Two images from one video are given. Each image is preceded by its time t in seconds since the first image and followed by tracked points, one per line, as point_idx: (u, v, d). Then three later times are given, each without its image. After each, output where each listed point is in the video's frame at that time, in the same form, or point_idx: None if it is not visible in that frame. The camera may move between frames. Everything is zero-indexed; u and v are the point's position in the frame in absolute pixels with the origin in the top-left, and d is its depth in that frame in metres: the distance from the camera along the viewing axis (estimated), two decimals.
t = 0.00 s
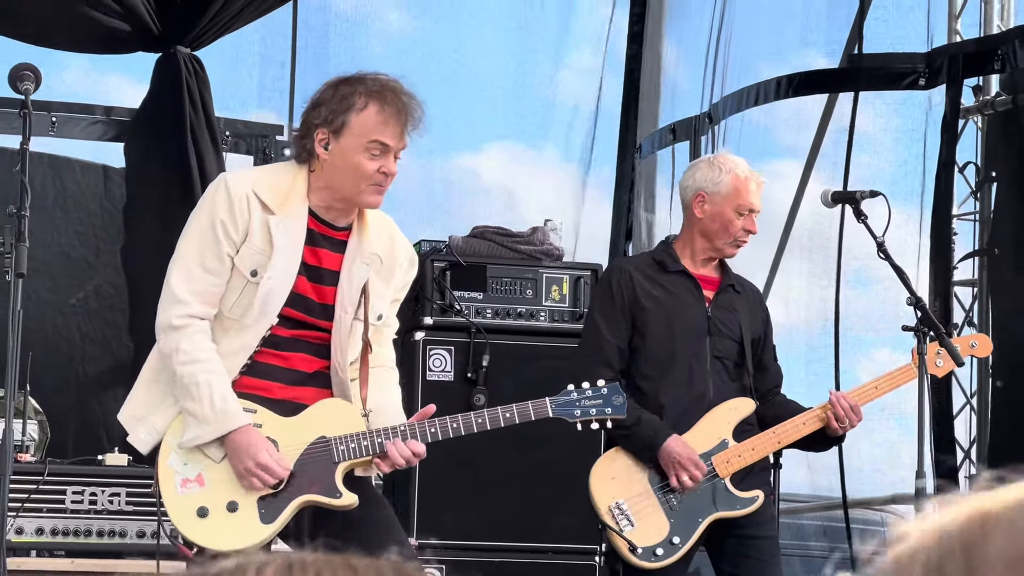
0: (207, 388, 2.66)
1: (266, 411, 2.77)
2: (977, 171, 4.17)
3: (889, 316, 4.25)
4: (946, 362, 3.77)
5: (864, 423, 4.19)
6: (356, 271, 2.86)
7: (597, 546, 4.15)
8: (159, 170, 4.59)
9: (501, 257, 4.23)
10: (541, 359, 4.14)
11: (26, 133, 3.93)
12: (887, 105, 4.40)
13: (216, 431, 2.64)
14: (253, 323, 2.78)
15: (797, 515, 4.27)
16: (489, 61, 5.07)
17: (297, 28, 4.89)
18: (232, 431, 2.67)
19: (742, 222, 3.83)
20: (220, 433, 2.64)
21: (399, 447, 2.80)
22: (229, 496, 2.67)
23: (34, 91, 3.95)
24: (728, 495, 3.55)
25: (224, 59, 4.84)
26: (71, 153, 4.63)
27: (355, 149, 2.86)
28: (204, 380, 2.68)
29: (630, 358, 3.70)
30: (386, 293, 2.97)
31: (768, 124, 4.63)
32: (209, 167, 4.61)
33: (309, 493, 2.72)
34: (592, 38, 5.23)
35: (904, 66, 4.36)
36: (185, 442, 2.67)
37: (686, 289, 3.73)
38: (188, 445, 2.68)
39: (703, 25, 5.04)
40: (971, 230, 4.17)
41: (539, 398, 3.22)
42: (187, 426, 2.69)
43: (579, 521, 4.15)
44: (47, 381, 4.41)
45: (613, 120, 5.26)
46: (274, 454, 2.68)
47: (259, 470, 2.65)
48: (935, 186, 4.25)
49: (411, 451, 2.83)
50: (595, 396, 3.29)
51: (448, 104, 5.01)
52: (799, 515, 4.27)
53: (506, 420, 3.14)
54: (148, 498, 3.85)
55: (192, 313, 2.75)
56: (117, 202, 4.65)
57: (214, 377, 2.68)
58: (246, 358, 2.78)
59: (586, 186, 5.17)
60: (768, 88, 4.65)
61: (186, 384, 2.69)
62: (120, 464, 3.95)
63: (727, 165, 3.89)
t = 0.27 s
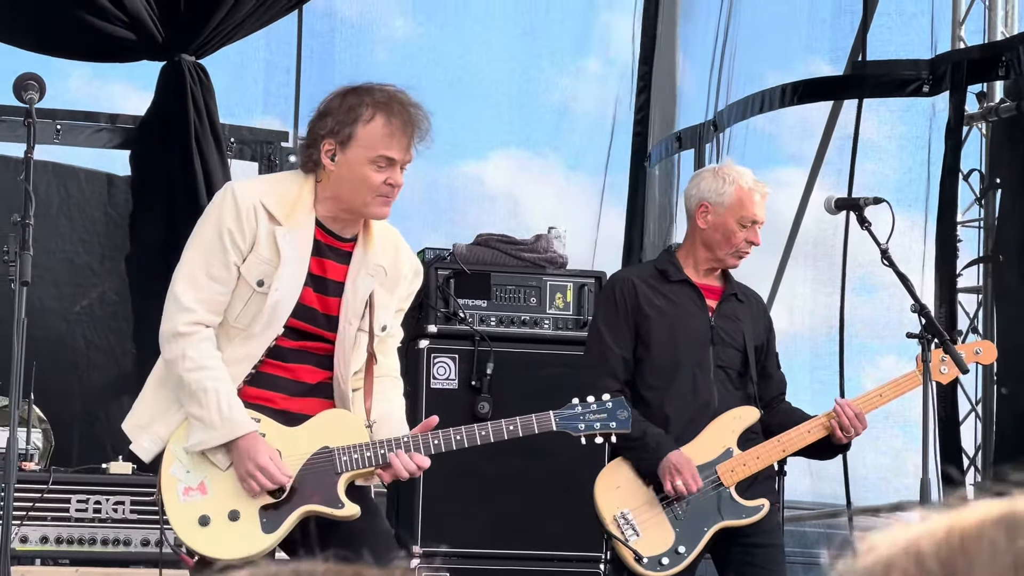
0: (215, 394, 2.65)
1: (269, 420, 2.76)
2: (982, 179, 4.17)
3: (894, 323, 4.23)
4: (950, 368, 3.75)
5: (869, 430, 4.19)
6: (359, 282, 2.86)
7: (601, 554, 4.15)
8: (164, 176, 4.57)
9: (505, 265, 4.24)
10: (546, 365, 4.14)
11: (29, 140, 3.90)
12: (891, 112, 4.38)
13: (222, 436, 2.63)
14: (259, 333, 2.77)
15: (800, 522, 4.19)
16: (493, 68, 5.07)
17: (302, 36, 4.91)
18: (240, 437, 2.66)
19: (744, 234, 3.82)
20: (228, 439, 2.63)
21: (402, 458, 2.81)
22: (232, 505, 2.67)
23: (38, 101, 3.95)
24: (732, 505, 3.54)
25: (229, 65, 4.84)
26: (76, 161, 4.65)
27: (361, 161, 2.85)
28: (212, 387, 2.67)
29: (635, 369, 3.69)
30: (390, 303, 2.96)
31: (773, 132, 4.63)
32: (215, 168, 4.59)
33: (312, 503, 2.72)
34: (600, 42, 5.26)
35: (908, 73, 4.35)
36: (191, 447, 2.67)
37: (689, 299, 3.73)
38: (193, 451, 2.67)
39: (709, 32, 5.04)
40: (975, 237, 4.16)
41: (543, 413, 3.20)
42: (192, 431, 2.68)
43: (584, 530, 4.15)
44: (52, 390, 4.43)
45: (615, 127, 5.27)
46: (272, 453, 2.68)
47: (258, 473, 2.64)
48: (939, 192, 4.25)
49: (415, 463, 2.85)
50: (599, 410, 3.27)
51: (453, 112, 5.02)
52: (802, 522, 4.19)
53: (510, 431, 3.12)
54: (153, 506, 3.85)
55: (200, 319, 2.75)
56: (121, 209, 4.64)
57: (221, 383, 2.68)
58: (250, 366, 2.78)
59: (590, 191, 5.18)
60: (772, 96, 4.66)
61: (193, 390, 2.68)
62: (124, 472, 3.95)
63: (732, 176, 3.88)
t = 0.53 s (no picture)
0: (217, 405, 2.65)
1: (277, 428, 2.76)
2: (987, 183, 4.15)
3: (900, 328, 4.23)
4: (958, 374, 3.73)
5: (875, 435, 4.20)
6: (366, 287, 2.84)
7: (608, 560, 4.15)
8: (168, 176, 4.60)
9: (511, 270, 4.25)
10: (547, 373, 4.13)
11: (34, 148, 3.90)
12: (896, 117, 4.40)
13: (225, 450, 2.63)
14: (264, 341, 2.75)
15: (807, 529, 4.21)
16: (498, 72, 5.07)
17: (308, 41, 4.92)
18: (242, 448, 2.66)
19: (748, 238, 3.81)
20: (230, 450, 2.64)
21: (409, 466, 2.78)
22: (240, 513, 2.67)
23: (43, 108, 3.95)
24: (739, 510, 3.54)
25: (235, 71, 4.86)
26: (82, 168, 4.64)
27: (367, 165, 2.84)
28: (214, 398, 2.66)
29: (639, 374, 3.69)
30: (396, 308, 2.95)
31: (779, 137, 4.64)
32: (220, 170, 4.62)
33: (319, 511, 2.71)
34: (595, 48, 5.20)
35: (913, 78, 4.35)
36: (197, 462, 2.66)
37: (692, 303, 3.73)
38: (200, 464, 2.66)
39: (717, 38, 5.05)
40: (981, 242, 4.16)
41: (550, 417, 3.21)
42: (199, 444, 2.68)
43: (591, 535, 4.15)
44: (58, 397, 4.44)
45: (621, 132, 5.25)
46: (280, 466, 2.67)
47: (266, 485, 2.64)
48: (946, 198, 4.24)
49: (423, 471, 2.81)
50: (607, 415, 3.26)
51: (459, 117, 5.02)
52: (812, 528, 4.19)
53: (518, 437, 3.13)
54: (158, 513, 3.86)
55: (201, 330, 2.73)
56: (127, 216, 4.67)
57: (224, 396, 2.67)
58: (256, 375, 2.77)
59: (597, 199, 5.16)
60: (778, 101, 4.66)
61: (196, 404, 2.67)
62: (130, 479, 3.95)
63: (733, 180, 3.89)
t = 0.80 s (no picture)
0: (224, 407, 2.65)
1: (284, 433, 2.74)
2: (993, 189, 4.17)
3: (907, 335, 4.24)
4: (970, 391, 3.72)
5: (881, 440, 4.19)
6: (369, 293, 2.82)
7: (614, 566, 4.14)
8: (173, 181, 4.50)
9: (516, 277, 4.23)
10: (551, 380, 4.13)
11: (40, 153, 3.91)
12: (901, 123, 4.39)
13: (232, 448, 2.63)
14: (270, 346, 2.74)
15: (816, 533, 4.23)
16: (503, 78, 5.08)
17: (314, 46, 4.91)
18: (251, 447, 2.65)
19: (749, 238, 3.79)
20: (239, 450, 2.63)
21: (414, 467, 2.78)
22: (246, 517, 2.66)
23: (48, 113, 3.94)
24: (744, 514, 3.53)
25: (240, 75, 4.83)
26: (87, 174, 4.64)
27: (370, 172, 2.84)
28: (221, 400, 2.66)
29: (646, 378, 3.70)
30: (400, 313, 2.93)
31: (786, 143, 4.63)
32: (223, 177, 4.49)
33: (327, 515, 2.70)
34: (609, 53, 5.23)
35: (919, 83, 4.37)
36: (203, 461, 2.66)
37: (700, 308, 3.72)
38: (205, 465, 2.67)
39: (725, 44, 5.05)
40: (987, 248, 4.16)
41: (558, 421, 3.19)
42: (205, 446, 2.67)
43: (597, 541, 4.14)
44: (64, 404, 4.44)
45: (626, 137, 5.23)
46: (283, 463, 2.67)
47: (268, 482, 2.63)
48: (951, 203, 4.24)
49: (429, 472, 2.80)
50: (614, 417, 3.26)
51: (465, 122, 5.03)
52: (818, 533, 4.17)
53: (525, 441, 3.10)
54: (164, 519, 3.85)
55: (207, 334, 2.73)
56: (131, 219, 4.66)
57: (231, 395, 2.67)
58: (260, 380, 2.75)
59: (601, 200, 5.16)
60: (786, 108, 4.65)
61: (202, 404, 2.67)
62: (135, 485, 3.94)
63: (734, 181, 3.89)
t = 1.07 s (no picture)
0: (229, 414, 2.64)
1: (288, 437, 2.73)
2: (997, 192, 4.19)
3: (911, 337, 4.26)
4: (973, 392, 3.73)
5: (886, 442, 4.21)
6: (374, 298, 2.83)
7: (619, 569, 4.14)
8: (173, 180, 4.56)
9: (520, 281, 4.23)
10: (558, 382, 4.14)
11: (45, 159, 3.90)
12: (905, 126, 4.39)
13: (238, 455, 2.62)
14: (275, 348, 2.74)
15: (823, 537, 4.25)
16: (509, 81, 5.08)
17: (322, 47, 4.89)
18: (257, 455, 2.64)
19: (725, 224, 3.86)
20: (242, 458, 2.62)
21: (417, 472, 2.76)
22: (250, 523, 2.65)
23: (53, 120, 3.94)
24: (749, 518, 3.53)
25: (247, 79, 4.84)
26: (93, 178, 4.66)
27: (372, 170, 2.85)
28: (226, 406, 2.65)
29: (652, 381, 3.71)
30: (403, 317, 2.94)
31: (790, 146, 4.62)
32: (222, 174, 4.55)
33: (330, 520, 2.69)
34: (617, 56, 5.24)
35: (924, 87, 4.35)
36: (208, 467, 2.64)
37: (708, 310, 3.72)
38: (210, 471, 2.66)
39: (729, 48, 5.05)
40: (991, 251, 4.18)
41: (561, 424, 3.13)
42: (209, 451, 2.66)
43: (601, 544, 4.14)
44: (70, 408, 4.45)
45: (631, 140, 5.24)
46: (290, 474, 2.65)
47: (276, 494, 2.62)
48: (956, 207, 4.25)
49: (432, 478, 2.78)
50: (616, 421, 3.21)
51: (472, 125, 5.02)
52: (826, 537, 4.24)
53: (528, 445, 3.04)
54: (168, 524, 3.85)
55: (214, 339, 2.71)
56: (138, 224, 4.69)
57: (237, 403, 2.66)
58: (264, 383, 2.75)
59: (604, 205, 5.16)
60: (790, 111, 4.65)
61: (208, 411, 2.65)
62: (141, 490, 3.94)
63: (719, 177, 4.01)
